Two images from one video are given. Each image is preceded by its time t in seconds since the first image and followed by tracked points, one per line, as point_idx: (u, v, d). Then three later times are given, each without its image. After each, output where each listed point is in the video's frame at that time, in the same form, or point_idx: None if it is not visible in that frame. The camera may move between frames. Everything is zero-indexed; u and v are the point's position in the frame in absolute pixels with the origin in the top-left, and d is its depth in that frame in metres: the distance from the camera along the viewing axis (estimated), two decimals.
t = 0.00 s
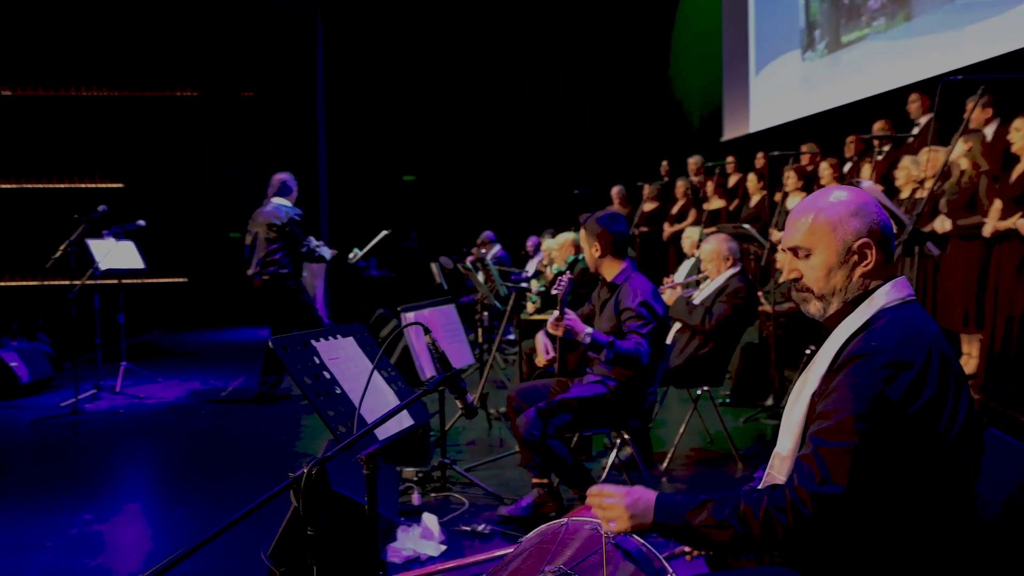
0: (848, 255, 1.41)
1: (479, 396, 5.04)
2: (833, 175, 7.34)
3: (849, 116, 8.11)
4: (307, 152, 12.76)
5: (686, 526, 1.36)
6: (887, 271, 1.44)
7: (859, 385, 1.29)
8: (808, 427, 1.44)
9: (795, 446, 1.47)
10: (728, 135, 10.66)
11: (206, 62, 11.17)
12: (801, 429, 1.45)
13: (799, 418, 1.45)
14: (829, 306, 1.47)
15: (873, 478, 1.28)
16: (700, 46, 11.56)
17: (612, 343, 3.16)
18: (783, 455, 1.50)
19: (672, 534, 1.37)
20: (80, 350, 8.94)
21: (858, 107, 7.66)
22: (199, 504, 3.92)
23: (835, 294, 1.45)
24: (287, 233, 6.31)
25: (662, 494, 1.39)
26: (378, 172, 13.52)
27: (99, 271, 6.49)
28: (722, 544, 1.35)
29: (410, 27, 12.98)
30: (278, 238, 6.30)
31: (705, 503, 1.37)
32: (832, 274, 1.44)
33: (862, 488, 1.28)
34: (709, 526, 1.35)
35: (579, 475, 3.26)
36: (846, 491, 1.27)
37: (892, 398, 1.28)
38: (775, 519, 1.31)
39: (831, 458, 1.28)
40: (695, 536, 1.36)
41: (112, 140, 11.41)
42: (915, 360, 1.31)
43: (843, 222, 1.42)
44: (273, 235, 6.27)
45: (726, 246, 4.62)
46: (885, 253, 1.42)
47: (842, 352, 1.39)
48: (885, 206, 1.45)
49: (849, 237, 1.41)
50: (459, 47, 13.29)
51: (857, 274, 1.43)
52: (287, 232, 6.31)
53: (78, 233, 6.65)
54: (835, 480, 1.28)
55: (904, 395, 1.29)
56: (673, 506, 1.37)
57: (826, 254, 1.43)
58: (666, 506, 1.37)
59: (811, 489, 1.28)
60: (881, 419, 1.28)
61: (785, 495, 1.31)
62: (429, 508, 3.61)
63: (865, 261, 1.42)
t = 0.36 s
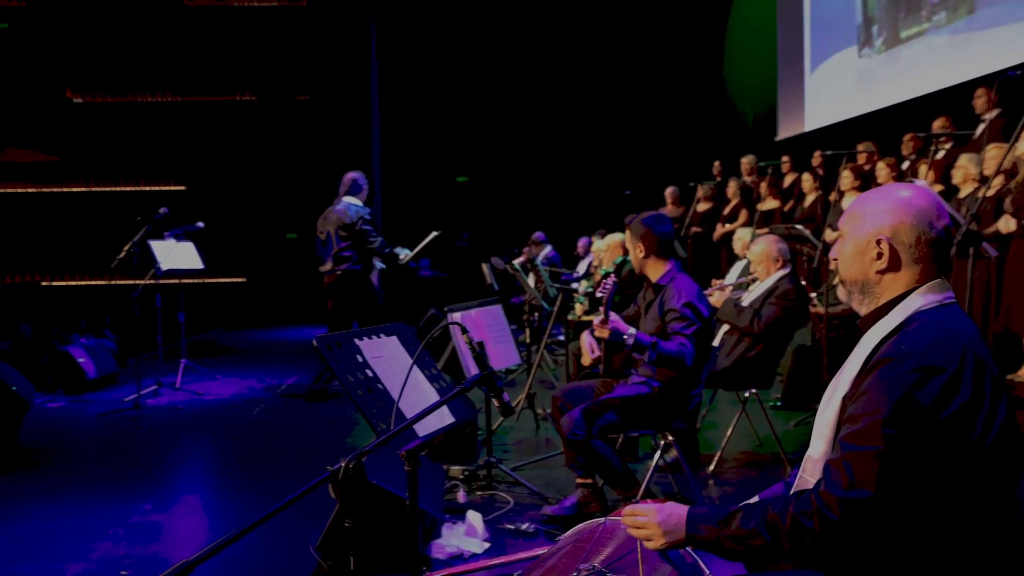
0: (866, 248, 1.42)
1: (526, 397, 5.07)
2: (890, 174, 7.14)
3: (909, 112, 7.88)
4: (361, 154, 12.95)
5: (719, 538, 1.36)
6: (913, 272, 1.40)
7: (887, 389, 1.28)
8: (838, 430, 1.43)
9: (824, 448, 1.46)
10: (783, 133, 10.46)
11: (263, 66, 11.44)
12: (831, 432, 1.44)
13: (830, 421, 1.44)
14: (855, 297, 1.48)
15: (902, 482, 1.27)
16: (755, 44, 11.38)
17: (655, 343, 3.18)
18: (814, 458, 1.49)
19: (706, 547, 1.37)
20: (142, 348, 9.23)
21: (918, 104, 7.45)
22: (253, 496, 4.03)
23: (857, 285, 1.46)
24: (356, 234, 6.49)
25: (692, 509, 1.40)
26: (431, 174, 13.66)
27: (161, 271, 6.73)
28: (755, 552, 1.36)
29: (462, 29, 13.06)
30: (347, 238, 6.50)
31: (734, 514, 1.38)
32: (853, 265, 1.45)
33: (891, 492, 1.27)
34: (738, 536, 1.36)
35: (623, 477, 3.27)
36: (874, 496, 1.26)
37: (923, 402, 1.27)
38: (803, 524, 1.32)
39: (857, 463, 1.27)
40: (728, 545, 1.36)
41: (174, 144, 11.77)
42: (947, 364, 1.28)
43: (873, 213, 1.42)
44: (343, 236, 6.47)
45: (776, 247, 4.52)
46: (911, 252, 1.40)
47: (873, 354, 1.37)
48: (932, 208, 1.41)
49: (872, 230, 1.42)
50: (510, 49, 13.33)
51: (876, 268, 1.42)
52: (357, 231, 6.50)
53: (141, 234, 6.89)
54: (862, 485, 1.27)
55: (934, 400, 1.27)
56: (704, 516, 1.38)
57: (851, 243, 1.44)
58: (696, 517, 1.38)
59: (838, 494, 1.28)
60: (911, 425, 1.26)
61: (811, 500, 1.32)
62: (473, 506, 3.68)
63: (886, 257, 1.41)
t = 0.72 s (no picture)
0: (881, 261, 1.46)
1: (563, 399, 5.11)
2: (937, 176, 7.01)
3: (958, 113, 7.72)
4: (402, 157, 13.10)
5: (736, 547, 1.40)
6: (929, 283, 1.43)
7: (906, 396, 1.31)
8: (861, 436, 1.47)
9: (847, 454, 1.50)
10: (827, 135, 10.33)
11: (308, 71, 11.65)
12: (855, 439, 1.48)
13: (853, 428, 1.48)
14: (877, 306, 1.52)
15: (921, 487, 1.30)
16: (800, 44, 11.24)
17: (689, 343, 3.18)
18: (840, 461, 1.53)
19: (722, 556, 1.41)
20: (191, 347, 9.50)
21: (966, 105, 7.32)
22: (296, 492, 4.15)
23: (877, 295, 1.50)
24: (413, 225, 6.70)
25: (710, 519, 1.44)
26: (472, 177, 13.77)
27: (209, 272, 6.91)
28: (773, 556, 1.40)
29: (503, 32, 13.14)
30: (404, 231, 6.70)
31: (750, 520, 1.42)
32: (871, 276, 1.49)
33: (909, 497, 1.30)
34: (754, 542, 1.40)
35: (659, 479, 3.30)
36: (891, 498, 1.30)
37: (942, 411, 1.29)
38: (817, 526, 1.36)
39: (874, 466, 1.31)
40: (747, 551, 1.40)
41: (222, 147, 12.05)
42: (966, 373, 1.31)
43: (887, 226, 1.46)
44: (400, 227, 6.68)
45: (815, 251, 4.49)
46: (927, 262, 1.42)
47: (896, 363, 1.40)
48: (950, 220, 1.42)
49: (886, 243, 1.45)
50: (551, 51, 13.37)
51: (891, 279, 1.46)
52: (414, 224, 6.71)
53: (190, 237, 7.08)
54: (879, 488, 1.31)
55: (953, 408, 1.29)
56: (724, 525, 1.42)
57: (869, 257, 1.49)
58: (714, 528, 1.42)
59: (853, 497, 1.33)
60: (930, 432, 1.29)
61: (825, 502, 1.36)
62: (510, 505, 3.73)
63: (899, 268, 1.44)
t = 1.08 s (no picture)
0: (899, 261, 1.50)
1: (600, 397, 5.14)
2: (984, 175, 6.87)
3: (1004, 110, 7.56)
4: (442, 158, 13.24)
5: (759, 525, 1.48)
6: (948, 283, 1.46)
7: (925, 395, 1.35)
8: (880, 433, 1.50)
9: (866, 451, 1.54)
10: (870, 133, 10.18)
11: (351, 73, 11.85)
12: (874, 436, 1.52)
13: (873, 425, 1.52)
14: (899, 307, 1.56)
15: (940, 484, 1.34)
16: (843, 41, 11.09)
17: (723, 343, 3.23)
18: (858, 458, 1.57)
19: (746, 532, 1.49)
20: (237, 344, 9.77)
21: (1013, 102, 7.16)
22: (339, 485, 4.27)
23: (897, 295, 1.54)
24: (448, 232, 6.78)
25: (737, 497, 1.52)
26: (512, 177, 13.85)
27: (254, 272, 7.10)
28: (791, 540, 1.47)
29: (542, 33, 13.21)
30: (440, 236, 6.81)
31: (775, 503, 1.49)
32: (891, 276, 1.53)
33: (928, 493, 1.34)
34: (777, 523, 1.47)
35: (692, 478, 3.33)
36: (910, 495, 1.34)
37: (960, 409, 1.33)
38: (839, 517, 1.41)
39: (894, 463, 1.35)
40: (769, 532, 1.48)
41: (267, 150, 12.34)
42: (986, 372, 1.34)
43: (907, 228, 1.50)
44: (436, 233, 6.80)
45: (852, 251, 4.42)
46: (945, 263, 1.46)
47: (916, 360, 1.44)
48: (968, 221, 1.46)
49: (905, 244, 1.50)
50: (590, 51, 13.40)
51: (909, 279, 1.50)
52: (449, 230, 6.78)
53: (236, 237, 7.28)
54: (899, 484, 1.35)
55: (972, 406, 1.33)
56: (748, 504, 1.50)
57: (889, 258, 1.53)
58: (741, 505, 1.50)
59: (874, 492, 1.36)
60: (948, 429, 1.33)
61: (847, 495, 1.40)
62: (546, 501, 3.80)
63: (917, 268, 1.48)
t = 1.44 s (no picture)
0: (927, 262, 1.52)
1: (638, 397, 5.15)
2: None
3: None
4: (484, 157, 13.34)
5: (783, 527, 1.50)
6: (976, 284, 1.48)
7: (947, 395, 1.37)
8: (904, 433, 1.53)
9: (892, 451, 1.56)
10: (919, 130, 9.97)
11: (394, 75, 11.98)
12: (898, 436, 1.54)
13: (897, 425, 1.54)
14: (927, 306, 1.59)
15: (961, 482, 1.35)
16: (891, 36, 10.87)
17: (761, 343, 3.24)
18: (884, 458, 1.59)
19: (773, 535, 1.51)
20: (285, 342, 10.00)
21: None
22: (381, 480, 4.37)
23: (925, 294, 1.56)
24: (490, 237, 6.82)
25: (763, 499, 1.55)
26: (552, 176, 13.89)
27: (300, 271, 7.25)
28: (816, 540, 1.49)
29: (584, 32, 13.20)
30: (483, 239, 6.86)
31: (800, 505, 1.51)
32: (919, 276, 1.56)
33: (951, 491, 1.36)
34: (800, 525, 1.49)
35: (728, 476, 3.35)
36: (933, 494, 1.36)
37: (983, 408, 1.34)
38: (864, 516, 1.44)
39: (917, 463, 1.37)
40: (794, 535, 1.50)
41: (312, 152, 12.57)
42: (1008, 371, 1.35)
43: (935, 230, 1.52)
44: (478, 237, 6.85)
45: (894, 251, 4.38)
46: (973, 264, 1.47)
47: (940, 360, 1.46)
48: (998, 222, 1.47)
49: (933, 244, 1.52)
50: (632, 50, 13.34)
51: (937, 280, 1.52)
52: (490, 234, 6.81)
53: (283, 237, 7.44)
54: (922, 483, 1.37)
55: (994, 405, 1.34)
56: (774, 507, 1.52)
57: (917, 259, 1.55)
58: (766, 508, 1.52)
59: (898, 491, 1.39)
60: (970, 428, 1.35)
61: (873, 495, 1.43)
62: (583, 497, 3.85)
63: (945, 269, 1.50)
